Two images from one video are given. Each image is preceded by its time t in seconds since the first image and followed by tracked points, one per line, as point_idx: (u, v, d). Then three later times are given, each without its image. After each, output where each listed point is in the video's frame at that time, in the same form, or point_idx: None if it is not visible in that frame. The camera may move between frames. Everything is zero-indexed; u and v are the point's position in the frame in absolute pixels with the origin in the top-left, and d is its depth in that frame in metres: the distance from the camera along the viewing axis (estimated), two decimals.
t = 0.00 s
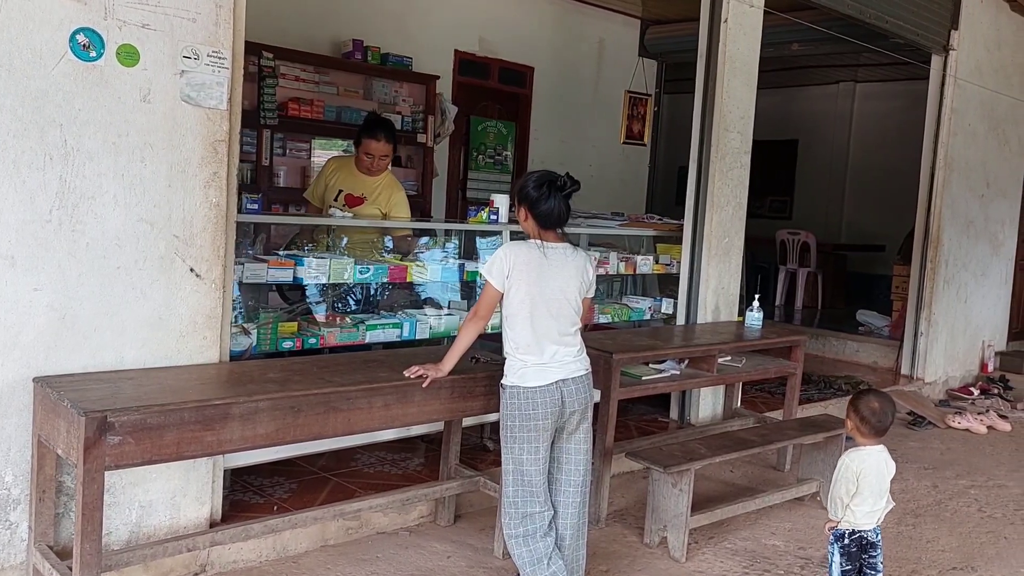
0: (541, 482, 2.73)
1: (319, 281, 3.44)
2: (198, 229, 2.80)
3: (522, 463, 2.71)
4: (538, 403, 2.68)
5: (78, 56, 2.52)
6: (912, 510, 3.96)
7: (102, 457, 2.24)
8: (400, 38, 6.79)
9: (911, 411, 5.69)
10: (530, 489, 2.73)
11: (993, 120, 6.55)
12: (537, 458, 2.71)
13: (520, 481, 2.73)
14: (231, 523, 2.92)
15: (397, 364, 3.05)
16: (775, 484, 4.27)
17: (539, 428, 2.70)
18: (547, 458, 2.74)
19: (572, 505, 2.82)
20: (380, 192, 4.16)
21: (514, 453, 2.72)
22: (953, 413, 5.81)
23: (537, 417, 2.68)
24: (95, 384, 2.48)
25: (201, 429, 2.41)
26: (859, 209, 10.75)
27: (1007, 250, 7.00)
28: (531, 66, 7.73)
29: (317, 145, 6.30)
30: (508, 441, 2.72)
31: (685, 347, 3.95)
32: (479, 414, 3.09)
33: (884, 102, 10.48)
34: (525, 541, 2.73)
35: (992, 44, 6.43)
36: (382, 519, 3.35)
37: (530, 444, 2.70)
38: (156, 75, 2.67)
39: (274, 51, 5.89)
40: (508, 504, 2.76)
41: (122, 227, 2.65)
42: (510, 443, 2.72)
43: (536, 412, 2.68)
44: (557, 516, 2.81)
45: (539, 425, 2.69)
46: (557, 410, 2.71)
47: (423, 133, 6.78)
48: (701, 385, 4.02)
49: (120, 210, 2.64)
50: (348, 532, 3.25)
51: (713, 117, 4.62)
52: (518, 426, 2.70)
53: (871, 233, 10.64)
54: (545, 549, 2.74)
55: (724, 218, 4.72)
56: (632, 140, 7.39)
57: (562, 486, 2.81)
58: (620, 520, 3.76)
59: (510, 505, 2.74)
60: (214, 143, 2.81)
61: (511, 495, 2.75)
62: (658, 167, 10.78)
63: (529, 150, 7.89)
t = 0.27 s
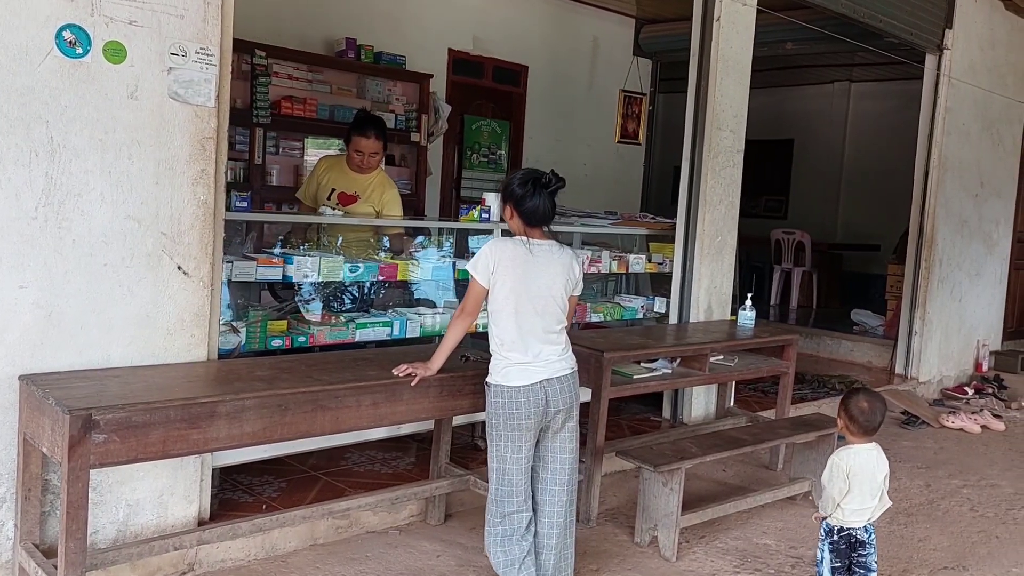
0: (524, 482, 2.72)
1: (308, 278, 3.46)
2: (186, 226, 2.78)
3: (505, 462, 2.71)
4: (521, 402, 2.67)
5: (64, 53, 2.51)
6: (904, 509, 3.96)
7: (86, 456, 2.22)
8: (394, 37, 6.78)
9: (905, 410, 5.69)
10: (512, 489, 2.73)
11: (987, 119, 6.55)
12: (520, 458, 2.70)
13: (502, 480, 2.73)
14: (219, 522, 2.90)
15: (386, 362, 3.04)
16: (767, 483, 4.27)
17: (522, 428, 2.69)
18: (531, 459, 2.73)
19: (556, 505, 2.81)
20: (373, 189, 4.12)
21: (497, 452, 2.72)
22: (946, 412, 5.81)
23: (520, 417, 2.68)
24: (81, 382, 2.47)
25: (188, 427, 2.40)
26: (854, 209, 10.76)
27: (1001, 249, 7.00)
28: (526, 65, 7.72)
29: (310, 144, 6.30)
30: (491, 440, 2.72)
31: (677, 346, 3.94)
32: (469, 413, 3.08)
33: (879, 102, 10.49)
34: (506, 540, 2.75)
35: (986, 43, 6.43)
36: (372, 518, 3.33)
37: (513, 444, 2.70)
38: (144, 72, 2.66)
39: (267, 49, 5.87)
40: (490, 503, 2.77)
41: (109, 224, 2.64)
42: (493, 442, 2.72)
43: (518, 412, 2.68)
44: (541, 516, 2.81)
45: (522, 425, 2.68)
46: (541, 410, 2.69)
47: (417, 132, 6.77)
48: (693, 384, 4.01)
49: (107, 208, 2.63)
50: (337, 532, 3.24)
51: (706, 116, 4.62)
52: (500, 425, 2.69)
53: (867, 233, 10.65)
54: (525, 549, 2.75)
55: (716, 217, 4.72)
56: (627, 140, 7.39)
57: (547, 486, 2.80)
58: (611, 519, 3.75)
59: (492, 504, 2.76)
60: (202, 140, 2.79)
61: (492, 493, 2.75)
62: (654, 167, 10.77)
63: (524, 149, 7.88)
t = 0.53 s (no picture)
0: (508, 482, 2.71)
1: (299, 278, 3.44)
2: (173, 225, 2.77)
3: (488, 461, 2.70)
4: (505, 402, 2.66)
5: (48, 50, 2.49)
6: (896, 508, 3.96)
7: (71, 456, 2.21)
8: (387, 35, 6.76)
9: (899, 408, 5.68)
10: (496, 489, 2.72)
11: (981, 117, 6.55)
12: (505, 457, 2.69)
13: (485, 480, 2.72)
14: (208, 522, 2.89)
15: (375, 362, 3.03)
16: (760, 482, 4.26)
17: (506, 428, 2.68)
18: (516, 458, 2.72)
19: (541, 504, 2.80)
20: (365, 186, 4.11)
21: (481, 451, 2.71)
22: (940, 411, 5.81)
23: (503, 416, 2.67)
24: (66, 382, 2.46)
25: (173, 427, 2.38)
26: (850, 208, 10.76)
27: (996, 248, 7.01)
28: (520, 63, 7.71)
29: (302, 143, 6.29)
30: (475, 439, 2.72)
31: (669, 345, 3.93)
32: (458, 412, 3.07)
33: (875, 101, 10.48)
34: (488, 540, 2.74)
35: (980, 41, 6.42)
36: (362, 517, 3.32)
37: (497, 444, 2.68)
38: (129, 70, 2.64)
39: (259, 48, 5.86)
40: (473, 502, 2.76)
41: (94, 223, 2.62)
42: (477, 442, 2.71)
43: (502, 412, 2.66)
44: (525, 515, 2.80)
45: (506, 424, 2.67)
46: (525, 409, 2.68)
47: (410, 130, 6.76)
48: (685, 383, 4.00)
49: (93, 206, 2.61)
50: (328, 531, 3.23)
51: (699, 114, 4.61)
52: (484, 424, 2.68)
53: (862, 232, 10.65)
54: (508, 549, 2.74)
55: (709, 215, 4.71)
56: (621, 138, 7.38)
57: (532, 485, 2.79)
58: (603, 518, 3.74)
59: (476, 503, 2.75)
60: (189, 138, 2.78)
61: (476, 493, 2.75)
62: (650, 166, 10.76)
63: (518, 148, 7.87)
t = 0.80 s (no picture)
0: (500, 483, 2.69)
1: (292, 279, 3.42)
2: (163, 226, 2.75)
3: (480, 463, 2.67)
4: (496, 402, 2.63)
5: (36, 50, 2.47)
6: (895, 508, 3.93)
7: (60, 460, 2.19)
8: (383, 36, 6.75)
9: (898, 408, 5.66)
10: (488, 491, 2.69)
11: (979, 116, 6.52)
12: (496, 458, 2.67)
13: (477, 481, 2.69)
14: (200, 526, 2.87)
15: (369, 364, 3.01)
16: (758, 482, 4.24)
17: (497, 428, 2.65)
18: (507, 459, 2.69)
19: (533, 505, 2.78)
20: (361, 185, 4.09)
21: (472, 453, 2.68)
22: (940, 410, 5.79)
23: (494, 417, 2.64)
24: (56, 385, 2.44)
25: (164, 430, 2.36)
26: (848, 208, 10.74)
27: (995, 246, 6.98)
28: (517, 63, 7.69)
29: (298, 145, 6.28)
30: (466, 441, 2.69)
31: (666, 345, 3.91)
32: (453, 414, 3.05)
33: (873, 99, 10.46)
34: (481, 544, 2.71)
35: (978, 39, 6.40)
36: (357, 520, 3.30)
37: (488, 445, 2.66)
38: (118, 70, 2.62)
39: (254, 48, 5.84)
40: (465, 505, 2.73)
41: (84, 224, 2.60)
42: (468, 443, 2.68)
43: (493, 412, 2.64)
44: (517, 517, 2.78)
45: (497, 424, 2.65)
46: (516, 409, 2.66)
47: (406, 131, 6.74)
48: (682, 383, 3.98)
49: (82, 208, 2.59)
50: (322, 534, 3.20)
51: (695, 114, 4.59)
52: (475, 425, 2.66)
53: (861, 231, 10.63)
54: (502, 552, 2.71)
55: (706, 215, 4.68)
56: (619, 138, 7.36)
57: (524, 486, 2.77)
58: (600, 519, 3.72)
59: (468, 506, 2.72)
60: (179, 139, 2.76)
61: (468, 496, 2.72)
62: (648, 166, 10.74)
63: (515, 148, 7.85)
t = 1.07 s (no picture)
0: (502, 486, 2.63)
1: (281, 278, 3.37)
2: (146, 226, 2.70)
3: (483, 465, 2.61)
4: (498, 401, 2.58)
5: (14, 45, 2.41)
6: (891, 508, 3.89)
7: (38, 464, 2.14)
8: (375, 33, 6.69)
9: (894, 406, 5.62)
10: (491, 495, 2.62)
11: (974, 113, 6.49)
12: (498, 460, 2.61)
13: (479, 484, 2.62)
14: (186, 530, 2.82)
15: (358, 364, 2.96)
16: (754, 482, 4.20)
17: (499, 428, 2.60)
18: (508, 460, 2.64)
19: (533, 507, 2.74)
20: (352, 181, 4.06)
21: (474, 455, 2.61)
22: (936, 408, 5.75)
23: (497, 417, 2.59)
24: (35, 387, 2.38)
25: (146, 433, 2.31)
26: (844, 205, 10.71)
27: (990, 244, 6.96)
28: (510, 61, 7.64)
29: (290, 142, 6.22)
30: (467, 443, 2.62)
31: (660, 345, 3.86)
32: (444, 416, 3.01)
33: (868, 97, 10.44)
34: (481, 548, 2.64)
35: (973, 36, 6.37)
36: (347, 523, 3.25)
37: (491, 446, 2.60)
38: (100, 66, 2.57)
39: (244, 46, 5.78)
40: (466, 510, 2.65)
41: (65, 223, 2.54)
42: (469, 446, 2.61)
43: (495, 412, 2.59)
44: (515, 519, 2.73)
45: (499, 424, 2.60)
46: (517, 408, 2.62)
47: (399, 129, 6.69)
48: (677, 382, 3.94)
49: (62, 207, 2.54)
50: (311, 538, 3.15)
51: (689, 111, 4.54)
52: (476, 426, 2.59)
53: (856, 229, 10.61)
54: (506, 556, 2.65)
55: (701, 213, 4.64)
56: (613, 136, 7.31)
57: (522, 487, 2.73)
58: (594, 521, 3.67)
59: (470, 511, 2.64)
60: (163, 136, 2.71)
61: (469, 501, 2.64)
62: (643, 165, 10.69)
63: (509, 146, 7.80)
